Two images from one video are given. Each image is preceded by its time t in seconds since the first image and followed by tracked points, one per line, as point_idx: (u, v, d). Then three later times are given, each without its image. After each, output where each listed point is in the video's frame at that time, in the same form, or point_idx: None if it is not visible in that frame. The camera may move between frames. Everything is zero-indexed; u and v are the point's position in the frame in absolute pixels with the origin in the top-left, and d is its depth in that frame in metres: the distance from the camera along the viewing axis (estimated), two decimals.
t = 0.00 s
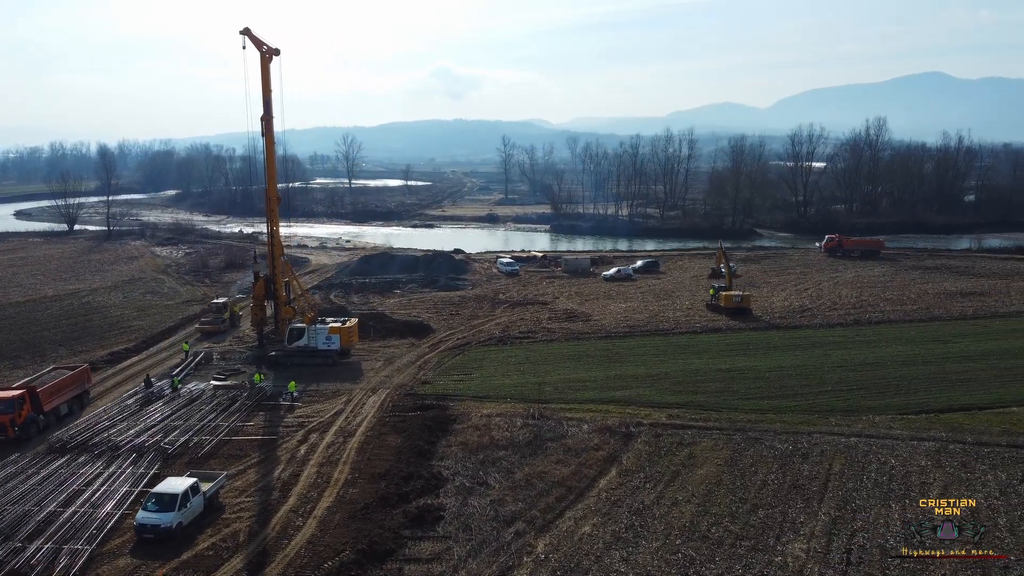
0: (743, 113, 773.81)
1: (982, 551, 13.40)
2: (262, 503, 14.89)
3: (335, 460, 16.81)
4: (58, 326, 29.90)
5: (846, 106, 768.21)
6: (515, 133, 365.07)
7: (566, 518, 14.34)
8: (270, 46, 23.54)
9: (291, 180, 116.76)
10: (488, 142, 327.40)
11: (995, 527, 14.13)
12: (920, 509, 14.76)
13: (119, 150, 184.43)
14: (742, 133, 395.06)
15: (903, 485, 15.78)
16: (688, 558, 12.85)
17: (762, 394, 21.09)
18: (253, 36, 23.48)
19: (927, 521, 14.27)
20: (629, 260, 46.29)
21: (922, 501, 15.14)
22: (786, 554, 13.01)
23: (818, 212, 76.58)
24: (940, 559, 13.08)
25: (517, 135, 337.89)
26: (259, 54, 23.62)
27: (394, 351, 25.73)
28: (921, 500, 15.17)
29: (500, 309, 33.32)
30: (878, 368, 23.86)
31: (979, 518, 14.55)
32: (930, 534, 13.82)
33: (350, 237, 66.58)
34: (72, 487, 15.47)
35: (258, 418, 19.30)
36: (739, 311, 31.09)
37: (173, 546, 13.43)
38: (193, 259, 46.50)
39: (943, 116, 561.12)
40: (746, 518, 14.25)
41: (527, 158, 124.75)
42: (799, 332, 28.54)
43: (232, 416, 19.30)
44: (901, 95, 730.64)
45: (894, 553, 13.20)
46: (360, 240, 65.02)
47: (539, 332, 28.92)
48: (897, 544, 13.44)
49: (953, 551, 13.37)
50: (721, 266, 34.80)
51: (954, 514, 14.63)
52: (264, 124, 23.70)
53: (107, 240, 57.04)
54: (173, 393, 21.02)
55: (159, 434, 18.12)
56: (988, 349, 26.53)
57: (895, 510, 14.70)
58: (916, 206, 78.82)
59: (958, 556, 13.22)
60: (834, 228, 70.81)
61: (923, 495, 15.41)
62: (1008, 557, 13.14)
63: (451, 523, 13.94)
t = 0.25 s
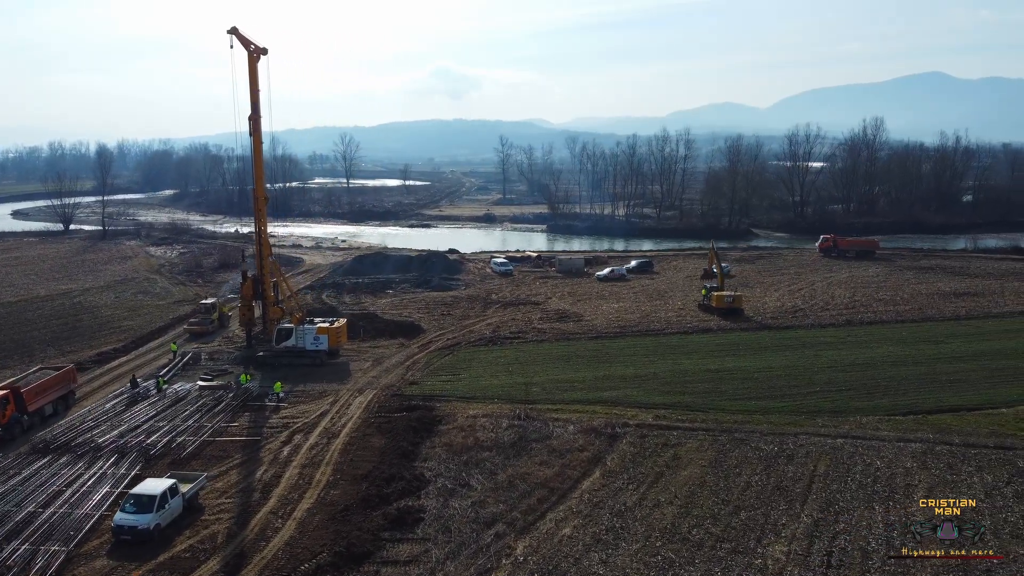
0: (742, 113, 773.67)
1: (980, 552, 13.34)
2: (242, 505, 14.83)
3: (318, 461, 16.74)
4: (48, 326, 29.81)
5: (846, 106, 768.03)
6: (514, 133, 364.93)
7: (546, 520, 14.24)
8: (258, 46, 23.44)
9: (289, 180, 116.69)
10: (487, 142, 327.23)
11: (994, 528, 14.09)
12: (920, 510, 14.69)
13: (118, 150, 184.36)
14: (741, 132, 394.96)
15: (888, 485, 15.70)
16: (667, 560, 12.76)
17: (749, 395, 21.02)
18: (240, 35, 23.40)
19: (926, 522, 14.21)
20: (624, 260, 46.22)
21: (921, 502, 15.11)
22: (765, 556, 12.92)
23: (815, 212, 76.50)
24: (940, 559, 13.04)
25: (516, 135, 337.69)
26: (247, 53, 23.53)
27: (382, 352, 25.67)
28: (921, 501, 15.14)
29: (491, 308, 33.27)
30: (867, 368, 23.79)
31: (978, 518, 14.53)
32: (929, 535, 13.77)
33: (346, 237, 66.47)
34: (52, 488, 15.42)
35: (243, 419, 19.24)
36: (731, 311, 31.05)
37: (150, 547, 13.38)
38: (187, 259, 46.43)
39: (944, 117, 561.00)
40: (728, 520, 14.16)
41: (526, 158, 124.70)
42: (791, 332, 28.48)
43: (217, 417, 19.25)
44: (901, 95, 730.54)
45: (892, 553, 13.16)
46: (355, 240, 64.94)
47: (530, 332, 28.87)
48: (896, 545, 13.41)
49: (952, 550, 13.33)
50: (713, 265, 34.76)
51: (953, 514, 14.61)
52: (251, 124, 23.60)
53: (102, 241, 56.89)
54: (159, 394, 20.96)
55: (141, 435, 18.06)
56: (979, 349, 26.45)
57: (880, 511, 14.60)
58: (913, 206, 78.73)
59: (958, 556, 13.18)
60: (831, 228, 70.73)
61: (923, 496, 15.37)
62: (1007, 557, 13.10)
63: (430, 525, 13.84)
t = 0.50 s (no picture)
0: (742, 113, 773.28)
1: (981, 551, 13.35)
2: (222, 506, 14.77)
3: (301, 462, 16.67)
4: (38, 326, 29.76)
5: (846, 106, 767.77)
6: (513, 133, 364.64)
7: (527, 522, 14.18)
8: (245, 45, 23.40)
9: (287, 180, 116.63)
10: (486, 142, 327.06)
11: (993, 528, 14.12)
12: (920, 510, 14.73)
13: (117, 150, 184.17)
14: (741, 132, 394.86)
15: (873, 486, 15.66)
16: (646, 562, 12.72)
17: (737, 396, 20.95)
18: (228, 34, 23.38)
19: (927, 522, 14.26)
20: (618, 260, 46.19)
21: (921, 502, 15.15)
22: (746, 558, 12.87)
23: (812, 212, 76.45)
24: (939, 560, 13.06)
25: (516, 134, 337.50)
26: (234, 52, 23.48)
27: (372, 352, 25.61)
28: (921, 501, 15.18)
29: (484, 309, 33.23)
30: (857, 369, 23.74)
31: (979, 519, 14.55)
32: (930, 534, 13.83)
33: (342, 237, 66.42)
34: (33, 488, 15.38)
35: (228, 420, 19.19)
36: (723, 312, 31.00)
37: (128, 549, 13.31)
38: (181, 258, 46.38)
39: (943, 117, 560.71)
40: (710, 521, 14.12)
41: (524, 157, 124.63)
42: (782, 332, 28.44)
43: (201, 418, 19.20)
44: (901, 95, 730.21)
45: (892, 553, 13.18)
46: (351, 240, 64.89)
47: (521, 332, 28.83)
48: (896, 545, 13.42)
49: (952, 550, 13.35)
50: (706, 266, 34.71)
51: (954, 514, 14.64)
52: (239, 123, 23.53)
53: (97, 241, 56.79)
54: (145, 394, 20.91)
55: (125, 436, 18.01)
56: (970, 350, 26.38)
57: (863, 513, 14.55)
58: (910, 207, 78.67)
59: (958, 556, 13.20)
60: (828, 228, 70.67)
61: (923, 496, 15.41)
62: (1007, 557, 13.13)
63: (410, 527, 13.79)
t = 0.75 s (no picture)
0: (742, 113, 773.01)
1: (980, 552, 13.38)
2: (203, 507, 14.72)
3: (284, 463, 16.61)
4: (28, 326, 29.70)
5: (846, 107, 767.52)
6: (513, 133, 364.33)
7: (509, 523, 14.11)
8: (234, 44, 23.35)
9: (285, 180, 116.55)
10: (486, 142, 326.87)
11: (993, 528, 14.14)
12: (919, 510, 14.77)
13: (116, 150, 184.04)
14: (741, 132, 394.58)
15: (859, 488, 15.61)
16: (626, 564, 12.67)
17: (725, 397, 20.89)
18: (217, 34, 23.34)
19: (927, 522, 14.27)
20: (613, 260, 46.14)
21: (921, 502, 15.18)
22: (726, 560, 12.81)
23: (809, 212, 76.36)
24: (940, 560, 13.07)
25: (516, 134, 337.24)
26: (223, 52, 23.44)
27: (361, 352, 25.55)
28: (921, 501, 15.21)
29: (476, 309, 33.19)
30: (847, 369, 23.69)
31: (979, 518, 14.57)
32: (931, 533, 13.85)
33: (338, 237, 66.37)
34: (14, 488, 15.33)
35: (213, 420, 19.14)
36: (715, 312, 30.98)
37: (107, 550, 13.26)
38: (176, 258, 46.34)
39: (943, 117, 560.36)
40: (692, 522, 14.07)
41: (522, 157, 124.55)
42: (773, 333, 28.40)
43: (187, 418, 19.15)
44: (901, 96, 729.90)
45: (892, 554, 13.21)
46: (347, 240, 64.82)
47: (512, 332, 28.79)
48: (896, 545, 13.45)
49: (952, 551, 13.37)
50: (699, 266, 34.66)
51: (954, 514, 14.67)
52: (227, 123, 23.50)
53: (92, 240, 56.70)
54: (131, 394, 20.86)
55: (109, 436, 17.96)
56: (962, 350, 26.32)
57: (847, 514, 14.49)
58: (908, 207, 78.57)
59: (957, 556, 13.23)
60: (824, 228, 70.59)
61: (923, 496, 15.44)
62: (1005, 557, 13.16)
63: (391, 528, 13.73)
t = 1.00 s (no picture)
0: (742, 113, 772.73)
1: (981, 552, 13.40)
2: (184, 508, 14.66)
3: (267, 464, 16.55)
4: (18, 326, 29.63)
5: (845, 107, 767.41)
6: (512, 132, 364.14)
7: (491, 524, 14.05)
8: (223, 44, 23.29)
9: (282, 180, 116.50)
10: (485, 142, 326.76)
11: (992, 528, 14.16)
12: (919, 510, 14.79)
13: (114, 150, 183.94)
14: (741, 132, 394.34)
15: (845, 489, 15.56)
16: (606, 565, 12.62)
17: (713, 397, 20.84)
18: (205, 33, 23.27)
19: (927, 522, 14.29)
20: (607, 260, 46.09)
21: (921, 502, 15.21)
22: (707, 562, 12.76)
23: (806, 212, 76.31)
24: (940, 560, 13.08)
25: (515, 134, 337.06)
26: (211, 51, 23.37)
27: (351, 352, 25.51)
28: (921, 501, 15.24)
29: (468, 309, 33.14)
30: (837, 370, 23.66)
31: (978, 518, 14.59)
32: (931, 534, 13.84)
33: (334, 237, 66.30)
34: None
35: (199, 421, 19.10)
36: (707, 312, 30.94)
37: (86, 550, 13.22)
38: (170, 258, 46.27)
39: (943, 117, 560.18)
40: (674, 524, 14.01)
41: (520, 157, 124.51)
42: (764, 333, 28.36)
43: (172, 419, 19.09)
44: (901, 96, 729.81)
45: (892, 553, 13.22)
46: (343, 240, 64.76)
47: (504, 332, 28.74)
48: (895, 544, 13.47)
49: (952, 551, 13.39)
50: (691, 266, 34.62)
51: (954, 514, 14.69)
52: (215, 122, 23.44)
53: (87, 240, 56.58)
54: (118, 394, 20.80)
55: (93, 436, 17.90)
56: (953, 351, 26.28)
57: (831, 515, 14.44)
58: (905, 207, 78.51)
59: (957, 556, 13.25)
60: (821, 228, 70.53)
61: (922, 496, 15.47)
62: (1007, 557, 13.18)
63: (372, 530, 13.68)
